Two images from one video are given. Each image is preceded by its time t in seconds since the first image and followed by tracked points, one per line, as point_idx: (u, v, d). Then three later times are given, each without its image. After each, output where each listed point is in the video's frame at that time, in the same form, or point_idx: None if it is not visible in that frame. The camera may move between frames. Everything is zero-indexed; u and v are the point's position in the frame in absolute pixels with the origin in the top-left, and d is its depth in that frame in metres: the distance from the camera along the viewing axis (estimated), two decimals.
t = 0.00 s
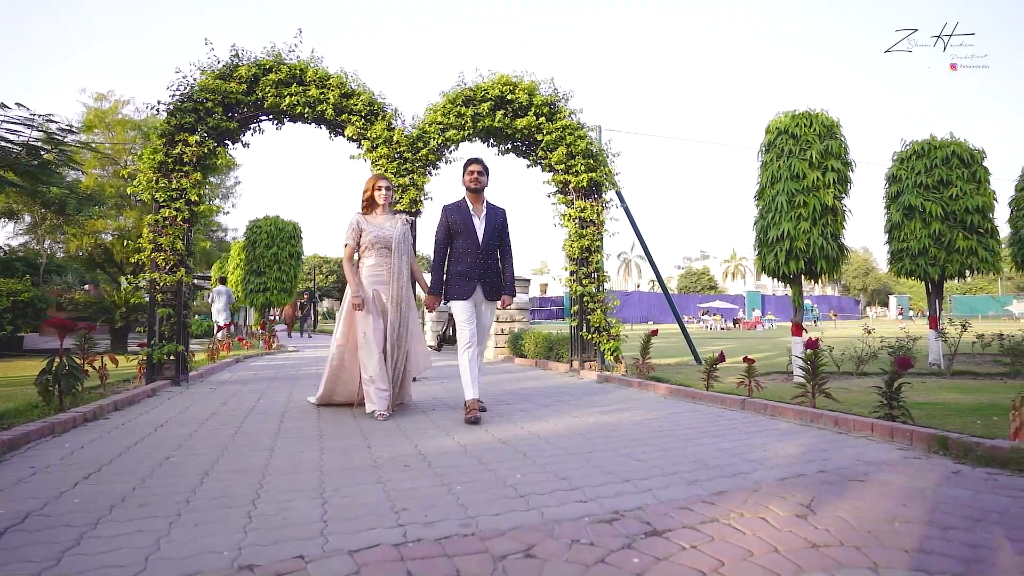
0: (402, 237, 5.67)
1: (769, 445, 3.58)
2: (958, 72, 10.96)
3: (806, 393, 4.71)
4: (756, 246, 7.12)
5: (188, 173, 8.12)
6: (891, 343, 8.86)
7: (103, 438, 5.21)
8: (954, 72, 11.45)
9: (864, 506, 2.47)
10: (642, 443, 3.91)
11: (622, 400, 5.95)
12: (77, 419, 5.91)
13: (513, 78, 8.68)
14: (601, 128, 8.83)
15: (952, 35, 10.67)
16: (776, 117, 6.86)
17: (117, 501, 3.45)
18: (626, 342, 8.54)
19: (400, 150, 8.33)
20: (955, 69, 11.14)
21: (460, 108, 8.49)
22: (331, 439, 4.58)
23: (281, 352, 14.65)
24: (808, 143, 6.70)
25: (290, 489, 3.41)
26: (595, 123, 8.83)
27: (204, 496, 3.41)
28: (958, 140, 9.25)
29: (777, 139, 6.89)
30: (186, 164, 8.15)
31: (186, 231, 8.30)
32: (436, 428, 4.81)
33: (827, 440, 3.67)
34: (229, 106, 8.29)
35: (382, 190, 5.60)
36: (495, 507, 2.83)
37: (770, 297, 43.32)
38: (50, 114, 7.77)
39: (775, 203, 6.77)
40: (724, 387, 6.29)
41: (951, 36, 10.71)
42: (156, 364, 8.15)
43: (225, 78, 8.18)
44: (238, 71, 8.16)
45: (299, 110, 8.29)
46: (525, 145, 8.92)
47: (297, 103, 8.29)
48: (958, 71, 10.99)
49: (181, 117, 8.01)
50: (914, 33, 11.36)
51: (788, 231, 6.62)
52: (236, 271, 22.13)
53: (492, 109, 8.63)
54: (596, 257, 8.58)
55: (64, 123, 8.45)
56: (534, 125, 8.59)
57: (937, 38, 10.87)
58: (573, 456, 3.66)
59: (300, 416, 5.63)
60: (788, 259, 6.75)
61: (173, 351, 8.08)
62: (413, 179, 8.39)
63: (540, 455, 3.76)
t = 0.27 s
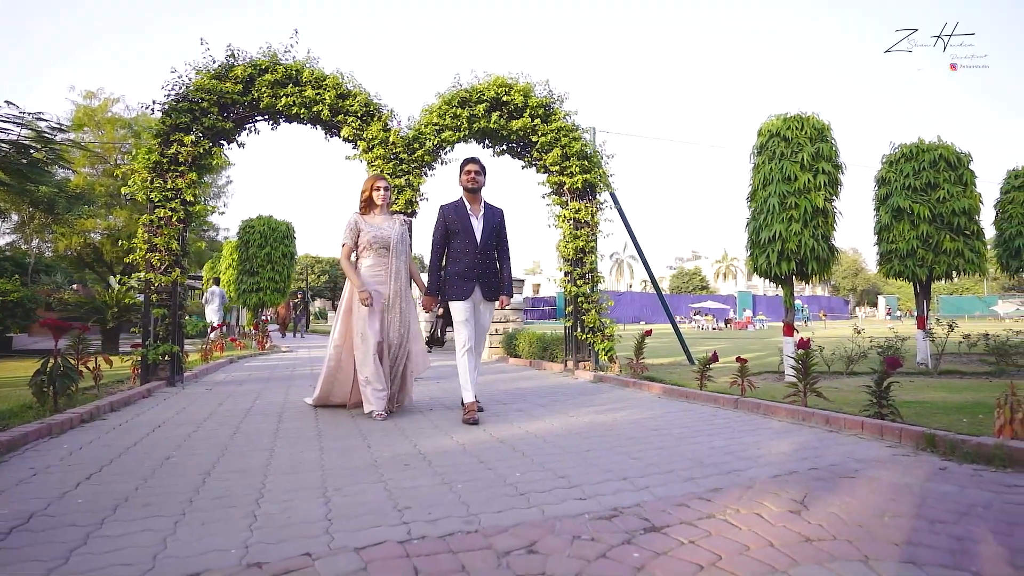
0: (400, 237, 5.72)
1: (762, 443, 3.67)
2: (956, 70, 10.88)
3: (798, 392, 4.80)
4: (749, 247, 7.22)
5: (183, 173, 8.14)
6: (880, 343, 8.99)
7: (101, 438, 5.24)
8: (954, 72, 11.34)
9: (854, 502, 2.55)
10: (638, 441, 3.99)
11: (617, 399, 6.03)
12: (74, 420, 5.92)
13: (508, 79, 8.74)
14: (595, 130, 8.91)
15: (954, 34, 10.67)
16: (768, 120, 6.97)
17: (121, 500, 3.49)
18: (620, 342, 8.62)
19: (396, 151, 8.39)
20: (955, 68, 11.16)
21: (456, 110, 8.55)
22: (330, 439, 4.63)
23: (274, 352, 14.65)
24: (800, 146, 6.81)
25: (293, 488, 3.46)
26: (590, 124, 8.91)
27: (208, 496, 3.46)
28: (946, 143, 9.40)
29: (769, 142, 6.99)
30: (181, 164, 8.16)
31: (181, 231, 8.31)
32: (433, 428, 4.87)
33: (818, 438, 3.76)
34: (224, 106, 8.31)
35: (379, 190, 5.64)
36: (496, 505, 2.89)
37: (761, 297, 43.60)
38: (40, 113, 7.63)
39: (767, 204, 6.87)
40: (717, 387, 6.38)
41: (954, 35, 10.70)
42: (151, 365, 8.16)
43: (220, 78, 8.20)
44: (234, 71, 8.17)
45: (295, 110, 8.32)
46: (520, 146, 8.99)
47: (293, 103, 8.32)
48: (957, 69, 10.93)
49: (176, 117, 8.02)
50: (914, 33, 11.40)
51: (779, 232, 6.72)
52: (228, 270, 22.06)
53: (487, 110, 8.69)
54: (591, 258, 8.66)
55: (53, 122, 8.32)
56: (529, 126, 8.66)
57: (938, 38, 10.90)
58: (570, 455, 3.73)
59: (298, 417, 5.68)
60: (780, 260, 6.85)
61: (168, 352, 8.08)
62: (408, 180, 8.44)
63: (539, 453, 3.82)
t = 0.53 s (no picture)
0: (399, 236, 5.76)
1: (756, 441, 3.75)
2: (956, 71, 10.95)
3: (791, 391, 4.89)
4: (742, 248, 7.32)
5: (179, 173, 8.15)
6: (871, 343, 9.11)
7: (100, 439, 5.26)
8: (955, 71, 11.15)
9: (846, 497, 2.64)
10: (635, 439, 4.06)
11: (613, 399, 6.10)
12: (72, 421, 5.93)
13: (504, 80, 8.81)
14: (590, 131, 9.00)
15: (953, 34, 10.70)
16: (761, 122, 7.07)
17: (125, 500, 3.52)
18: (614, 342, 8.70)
19: (392, 151, 8.44)
20: (954, 68, 11.19)
21: (452, 111, 8.61)
22: (330, 439, 4.68)
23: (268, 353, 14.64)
24: (792, 148, 6.91)
25: (297, 487, 3.51)
26: (585, 126, 8.99)
27: (212, 494, 3.50)
28: (934, 146, 9.54)
29: (762, 144, 7.09)
30: (177, 164, 8.18)
31: (177, 231, 8.32)
32: (432, 428, 4.92)
33: (811, 436, 3.85)
34: (221, 106, 8.32)
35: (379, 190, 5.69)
36: (498, 502, 2.96)
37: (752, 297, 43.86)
38: (30, 111, 7.57)
39: (759, 206, 6.97)
40: (711, 386, 6.47)
41: (952, 36, 10.74)
42: (146, 365, 8.16)
43: (217, 78, 8.22)
44: (230, 71, 8.19)
45: (291, 111, 8.35)
46: (516, 147, 9.06)
47: (289, 104, 8.35)
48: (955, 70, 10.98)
49: (172, 117, 8.03)
50: (915, 32, 11.42)
51: (772, 233, 6.82)
52: (221, 270, 22.00)
53: (483, 111, 8.75)
54: (586, 258, 8.73)
55: (42, 119, 8.26)
56: (525, 127, 8.73)
57: (937, 38, 10.93)
58: (569, 453, 3.80)
59: (296, 417, 5.72)
60: (773, 260, 6.95)
61: (164, 352, 8.09)
62: (405, 180, 8.49)
63: (537, 452, 3.89)
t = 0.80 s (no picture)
0: (399, 236, 5.82)
1: (751, 438, 3.85)
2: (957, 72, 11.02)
3: (783, 390, 5.00)
4: (734, 248, 7.43)
5: (176, 173, 8.18)
6: (861, 343, 9.25)
7: (101, 438, 5.29)
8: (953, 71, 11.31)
9: (839, 491, 2.73)
10: (632, 437, 4.15)
11: (609, 398, 6.19)
12: (70, 420, 5.95)
13: (500, 82, 8.88)
14: (585, 133, 9.09)
15: (951, 35, 10.75)
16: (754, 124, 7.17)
17: (132, 498, 3.57)
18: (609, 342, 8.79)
19: (389, 151, 8.50)
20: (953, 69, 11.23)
21: (449, 112, 8.68)
22: (331, 438, 4.73)
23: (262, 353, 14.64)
24: (784, 150, 7.02)
25: (302, 484, 3.57)
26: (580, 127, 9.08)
27: (218, 492, 3.56)
28: (922, 149, 9.69)
29: (754, 146, 7.20)
30: (174, 164, 8.21)
31: (173, 231, 8.34)
32: (431, 427, 4.99)
33: (804, 434, 3.95)
34: (218, 106, 8.35)
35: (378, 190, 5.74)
36: (502, 498, 3.03)
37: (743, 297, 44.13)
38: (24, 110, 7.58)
39: (752, 207, 7.08)
40: (705, 385, 6.57)
41: (951, 37, 10.77)
42: (142, 365, 8.17)
43: (213, 78, 8.25)
44: (227, 71, 8.22)
45: (288, 111, 8.39)
46: (511, 148, 9.13)
47: (286, 104, 8.39)
48: (955, 71, 11.03)
49: (168, 117, 8.06)
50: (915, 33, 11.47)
51: (765, 234, 6.93)
52: (215, 270, 21.95)
53: (480, 112, 8.83)
54: (581, 259, 8.82)
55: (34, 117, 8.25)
56: (521, 129, 8.81)
57: (936, 39, 10.95)
58: (568, 451, 3.88)
59: (295, 416, 5.77)
60: (765, 261, 7.06)
61: (160, 352, 8.10)
62: (402, 181, 8.55)
63: (537, 450, 3.97)
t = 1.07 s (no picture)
0: (398, 236, 5.87)
1: (744, 436, 3.94)
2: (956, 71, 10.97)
3: (775, 388, 5.10)
4: (727, 249, 7.54)
5: (171, 173, 8.19)
6: (850, 343, 9.39)
7: (99, 438, 5.31)
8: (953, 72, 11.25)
9: (830, 486, 2.82)
10: (629, 435, 4.24)
11: (603, 397, 6.27)
12: (68, 420, 5.96)
13: (496, 83, 8.95)
14: (579, 134, 9.18)
15: (952, 35, 10.67)
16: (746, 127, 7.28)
17: (136, 496, 3.61)
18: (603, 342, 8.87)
19: (385, 152, 8.56)
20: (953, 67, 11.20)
21: (445, 113, 8.75)
22: (330, 437, 4.79)
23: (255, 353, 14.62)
24: (776, 152, 7.13)
25: (305, 482, 3.63)
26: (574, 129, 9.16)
27: (222, 490, 3.61)
28: (910, 152, 9.84)
29: (747, 148, 7.31)
30: (169, 164, 8.22)
31: (168, 230, 8.34)
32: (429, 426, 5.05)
33: (796, 431, 4.05)
34: (213, 106, 8.36)
35: (377, 190, 5.79)
36: (504, 494, 3.11)
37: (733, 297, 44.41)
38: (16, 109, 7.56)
39: (744, 209, 7.19)
40: (698, 384, 6.66)
41: (951, 36, 10.67)
42: (137, 365, 8.17)
43: (209, 77, 8.26)
44: (223, 71, 8.24)
45: (284, 111, 8.41)
46: (506, 149, 9.21)
47: (282, 104, 8.41)
48: (955, 70, 10.98)
49: (164, 116, 8.07)
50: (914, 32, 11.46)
51: (757, 235, 7.04)
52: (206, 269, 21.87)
53: (475, 113, 8.90)
54: (575, 259, 8.90)
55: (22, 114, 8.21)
56: (516, 130, 8.88)
57: (936, 38, 10.89)
58: (566, 448, 3.96)
59: (294, 416, 5.81)
60: (757, 262, 7.17)
61: (154, 352, 8.10)
62: (398, 181, 8.62)
63: (535, 448, 4.04)
